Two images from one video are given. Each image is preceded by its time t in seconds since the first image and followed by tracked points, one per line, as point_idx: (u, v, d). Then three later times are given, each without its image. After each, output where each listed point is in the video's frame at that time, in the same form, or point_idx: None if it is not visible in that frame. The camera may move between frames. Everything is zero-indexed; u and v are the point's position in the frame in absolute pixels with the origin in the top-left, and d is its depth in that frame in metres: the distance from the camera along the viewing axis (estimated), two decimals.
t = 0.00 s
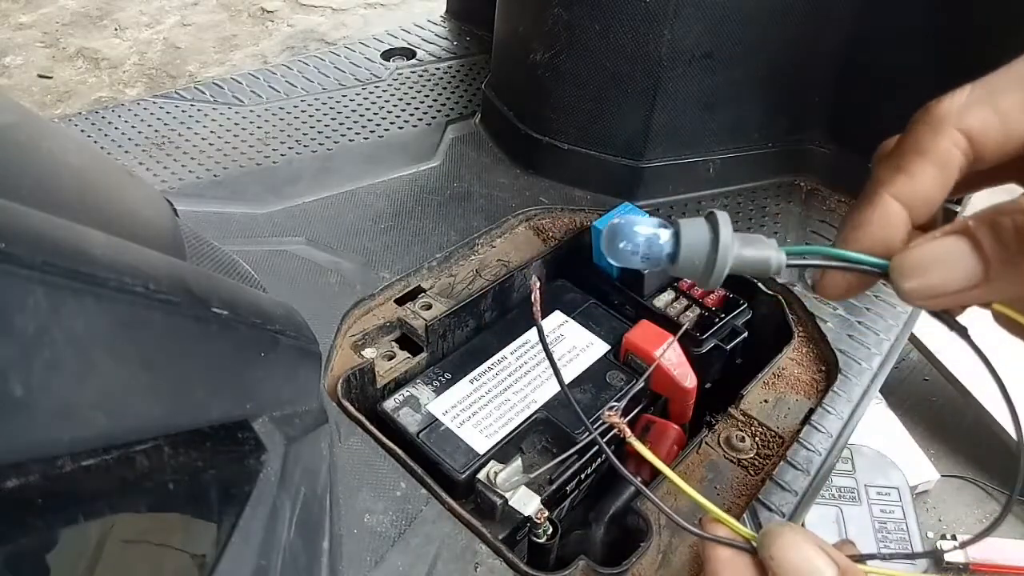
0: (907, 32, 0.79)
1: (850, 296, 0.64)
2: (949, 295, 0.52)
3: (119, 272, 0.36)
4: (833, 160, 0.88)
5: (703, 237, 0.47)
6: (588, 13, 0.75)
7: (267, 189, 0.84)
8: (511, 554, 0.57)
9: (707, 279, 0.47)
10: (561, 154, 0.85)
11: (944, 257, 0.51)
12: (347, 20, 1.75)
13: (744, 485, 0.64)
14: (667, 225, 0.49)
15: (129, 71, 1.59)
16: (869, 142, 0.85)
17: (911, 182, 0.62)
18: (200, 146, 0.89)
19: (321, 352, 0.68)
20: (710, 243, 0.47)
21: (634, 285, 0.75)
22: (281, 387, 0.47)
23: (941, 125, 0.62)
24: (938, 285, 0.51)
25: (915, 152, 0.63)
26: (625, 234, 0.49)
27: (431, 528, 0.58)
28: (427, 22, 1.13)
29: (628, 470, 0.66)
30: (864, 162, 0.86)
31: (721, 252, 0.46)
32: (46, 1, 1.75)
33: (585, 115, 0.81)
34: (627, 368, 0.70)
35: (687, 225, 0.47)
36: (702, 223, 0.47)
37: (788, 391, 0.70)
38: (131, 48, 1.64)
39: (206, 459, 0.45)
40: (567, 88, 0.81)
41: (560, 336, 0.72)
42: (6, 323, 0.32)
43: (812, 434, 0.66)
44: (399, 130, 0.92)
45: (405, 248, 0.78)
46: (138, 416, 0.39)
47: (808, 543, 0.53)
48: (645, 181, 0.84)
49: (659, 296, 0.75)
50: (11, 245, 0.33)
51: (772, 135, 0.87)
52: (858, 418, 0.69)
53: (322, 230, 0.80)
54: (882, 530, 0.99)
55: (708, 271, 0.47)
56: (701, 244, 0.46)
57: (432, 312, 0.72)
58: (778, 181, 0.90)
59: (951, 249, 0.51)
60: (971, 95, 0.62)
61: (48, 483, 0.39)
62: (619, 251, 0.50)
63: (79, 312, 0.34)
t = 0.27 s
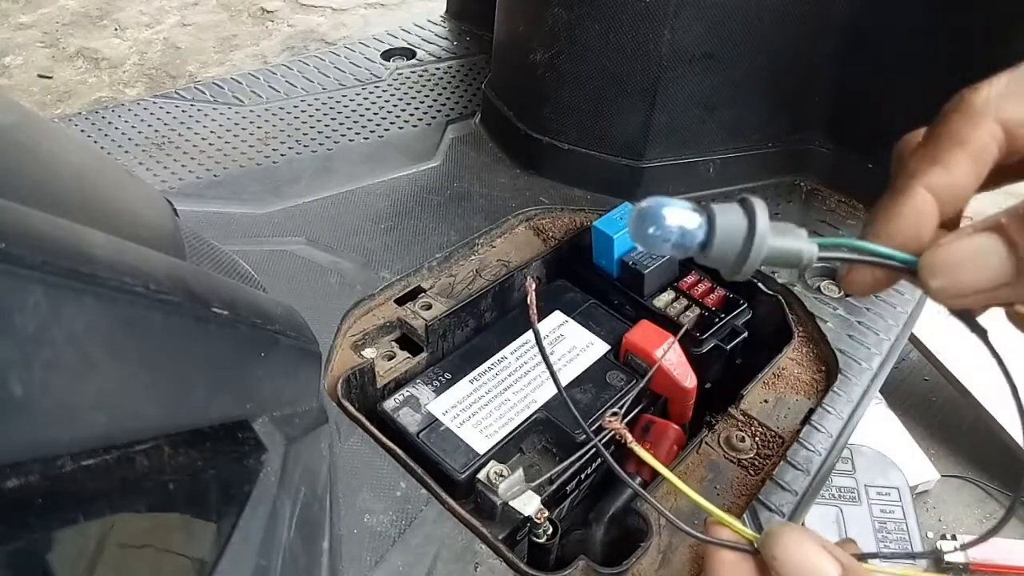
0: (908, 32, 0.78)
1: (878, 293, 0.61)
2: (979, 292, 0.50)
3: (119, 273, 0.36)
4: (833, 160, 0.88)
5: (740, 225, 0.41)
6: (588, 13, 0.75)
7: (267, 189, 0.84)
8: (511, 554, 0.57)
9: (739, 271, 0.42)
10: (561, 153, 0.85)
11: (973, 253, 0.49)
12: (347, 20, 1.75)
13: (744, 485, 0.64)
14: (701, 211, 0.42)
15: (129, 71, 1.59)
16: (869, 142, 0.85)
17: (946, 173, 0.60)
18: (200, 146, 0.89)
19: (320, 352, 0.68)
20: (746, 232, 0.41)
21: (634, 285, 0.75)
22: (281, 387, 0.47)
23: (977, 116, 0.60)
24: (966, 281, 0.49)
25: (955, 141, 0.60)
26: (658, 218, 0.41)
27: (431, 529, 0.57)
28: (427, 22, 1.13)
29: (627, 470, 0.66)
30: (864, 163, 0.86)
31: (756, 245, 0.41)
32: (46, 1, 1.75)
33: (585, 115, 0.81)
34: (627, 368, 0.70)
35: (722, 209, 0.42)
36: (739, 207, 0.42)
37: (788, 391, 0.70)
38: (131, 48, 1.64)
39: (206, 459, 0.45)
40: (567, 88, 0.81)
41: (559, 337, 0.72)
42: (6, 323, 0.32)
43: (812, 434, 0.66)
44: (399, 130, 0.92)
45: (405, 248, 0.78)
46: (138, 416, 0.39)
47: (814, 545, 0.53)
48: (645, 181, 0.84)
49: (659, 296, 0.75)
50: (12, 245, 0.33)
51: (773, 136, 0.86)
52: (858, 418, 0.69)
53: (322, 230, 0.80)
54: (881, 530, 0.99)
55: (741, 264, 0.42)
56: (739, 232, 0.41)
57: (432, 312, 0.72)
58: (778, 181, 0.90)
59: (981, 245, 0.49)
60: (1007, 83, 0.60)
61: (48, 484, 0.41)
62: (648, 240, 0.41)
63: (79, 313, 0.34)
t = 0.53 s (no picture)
0: (907, 33, 0.77)
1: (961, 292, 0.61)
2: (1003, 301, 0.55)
3: (119, 273, 0.36)
4: (834, 160, 0.88)
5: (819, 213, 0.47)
6: (588, 13, 0.75)
7: (267, 189, 0.84)
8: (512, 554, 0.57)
9: (813, 251, 0.48)
10: (561, 154, 0.85)
11: None
12: (347, 20, 1.75)
13: (744, 485, 0.63)
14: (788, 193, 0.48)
15: (129, 71, 1.59)
16: (870, 142, 0.85)
17: None
18: (200, 146, 0.89)
19: (320, 352, 0.68)
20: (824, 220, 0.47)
21: (634, 285, 0.75)
22: (281, 387, 0.47)
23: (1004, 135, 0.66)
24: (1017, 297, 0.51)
25: None
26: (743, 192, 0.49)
27: (431, 529, 0.57)
28: (427, 22, 1.13)
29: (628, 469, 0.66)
30: (864, 163, 0.86)
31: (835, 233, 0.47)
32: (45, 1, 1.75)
33: (585, 115, 0.81)
34: (627, 368, 0.70)
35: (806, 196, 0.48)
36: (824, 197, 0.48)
37: (788, 391, 0.70)
38: (131, 48, 1.64)
39: (206, 459, 0.45)
40: (567, 88, 0.81)
41: (559, 337, 0.72)
42: (6, 323, 0.32)
43: (812, 434, 0.66)
44: (399, 130, 0.92)
45: (405, 248, 0.78)
46: (139, 416, 0.39)
47: (819, 541, 0.52)
48: (645, 181, 0.84)
49: (659, 296, 0.75)
50: (12, 245, 0.33)
51: (772, 135, 0.86)
52: (858, 418, 0.69)
53: (322, 231, 0.80)
54: (882, 530, 0.99)
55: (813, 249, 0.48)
56: (817, 216, 0.47)
57: (432, 312, 0.72)
58: (779, 181, 0.89)
59: None
60: None
61: (49, 483, 0.41)
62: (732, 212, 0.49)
63: (79, 313, 0.34)
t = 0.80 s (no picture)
0: (907, 33, 0.77)
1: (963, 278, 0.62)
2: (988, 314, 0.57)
3: (119, 273, 0.36)
4: (833, 160, 0.88)
5: (799, 244, 0.49)
6: (588, 13, 0.75)
7: (267, 189, 0.84)
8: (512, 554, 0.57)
9: (796, 290, 0.49)
10: (561, 154, 0.85)
11: None
12: (347, 20, 1.75)
13: (744, 485, 0.64)
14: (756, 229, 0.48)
15: (129, 71, 1.59)
16: (870, 142, 0.85)
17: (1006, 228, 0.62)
18: (200, 146, 0.89)
19: (320, 352, 0.68)
20: (806, 251, 0.48)
21: (634, 285, 0.75)
22: (281, 387, 0.47)
23: None
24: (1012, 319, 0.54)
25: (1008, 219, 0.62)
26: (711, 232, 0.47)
27: (431, 528, 0.58)
28: (426, 22, 1.13)
29: (627, 469, 0.65)
30: (864, 163, 0.86)
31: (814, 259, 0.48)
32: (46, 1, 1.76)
33: (585, 115, 0.81)
34: (627, 368, 0.70)
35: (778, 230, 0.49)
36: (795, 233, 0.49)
37: (788, 391, 0.70)
38: (131, 48, 1.64)
39: (206, 459, 0.45)
40: (567, 88, 0.81)
41: (559, 337, 0.72)
42: (6, 323, 0.32)
43: (812, 434, 0.66)
44: (399, 130, 0.92)
45: (405, 248, 0.78)
46: (139, 416, 0.39)
47: (815, 555, 0.52)
48: (645, 181, 0.84)
49: (659, 296, 0.75)
50: (12, 245, 0.33)
51: (772, 135, 0.86)
52: (858, 418, 0.69)
53: (322, 231, 0.80)
54: (882, 530, 0.99)
55: (798, 281, 0.49)
56: (795, 259, 0.48)
57: (432, 312, 0.72)
58: (780, 180, 0.89)
59: None
60: None
61: (48, 483, 0.40)
62: (704, 253, 0.47)
63: (79, 313, 0.34)
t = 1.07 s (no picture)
0: (907, 33, 0.77)
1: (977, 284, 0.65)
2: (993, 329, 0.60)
3: (119, 273, 0.36)
4: (833, 160, 0.88)
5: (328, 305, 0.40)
6: (588, 13, 0.75)
7: (267, 189, 0.84)
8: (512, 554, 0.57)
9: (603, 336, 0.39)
10: (561, 154, 0.85)
11: None
12: (347, 21, 1.75)
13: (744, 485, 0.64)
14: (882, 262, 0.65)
15: (129, 71, 1.59)
16: (869, 143, 0.85)
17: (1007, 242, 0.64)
18: (200, 146, 0.89)
19: (321, 352, 0.68)
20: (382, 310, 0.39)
21: (634, 285, 0.76)
22: (281, 387, 0.47)
23: None
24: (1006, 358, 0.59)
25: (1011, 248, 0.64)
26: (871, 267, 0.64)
27: (430, 528, 0.58)
28: (427, 22, 1.13)
29: (628, 469, 0.65)
30: (864, 163, 0.86)
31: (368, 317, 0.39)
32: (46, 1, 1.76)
33: (585, 115, 0.82)
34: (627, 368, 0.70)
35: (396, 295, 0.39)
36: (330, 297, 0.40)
37: (788, 391, 0.70)
38: (131, 48, 1.64)
39: (206, 459, 0.45)
40: (567, 88, 0.81)
41: (560, 336, 0.72)
42: (6, 322, 0.32)
43: (812, 434, 0.66)
44: (399, 130, 0.92)
45: (405, 248, 0.78)
46: (139, 416, 0.39)
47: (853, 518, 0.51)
48: (645, 181, 0.84)
49: (659, 296, 0.76)
50: (12, 245, 0.33)
51: (772, 135, 0.86)
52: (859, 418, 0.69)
53: (322, 231, 0.80)
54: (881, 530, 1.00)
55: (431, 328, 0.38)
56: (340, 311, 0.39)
57: (432, 312, 0.72)
58: (779, 180, 0.89)
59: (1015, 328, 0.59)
60: None
61: (48, 483, 0.40)
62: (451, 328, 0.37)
63: (79, 313, 0.34)
